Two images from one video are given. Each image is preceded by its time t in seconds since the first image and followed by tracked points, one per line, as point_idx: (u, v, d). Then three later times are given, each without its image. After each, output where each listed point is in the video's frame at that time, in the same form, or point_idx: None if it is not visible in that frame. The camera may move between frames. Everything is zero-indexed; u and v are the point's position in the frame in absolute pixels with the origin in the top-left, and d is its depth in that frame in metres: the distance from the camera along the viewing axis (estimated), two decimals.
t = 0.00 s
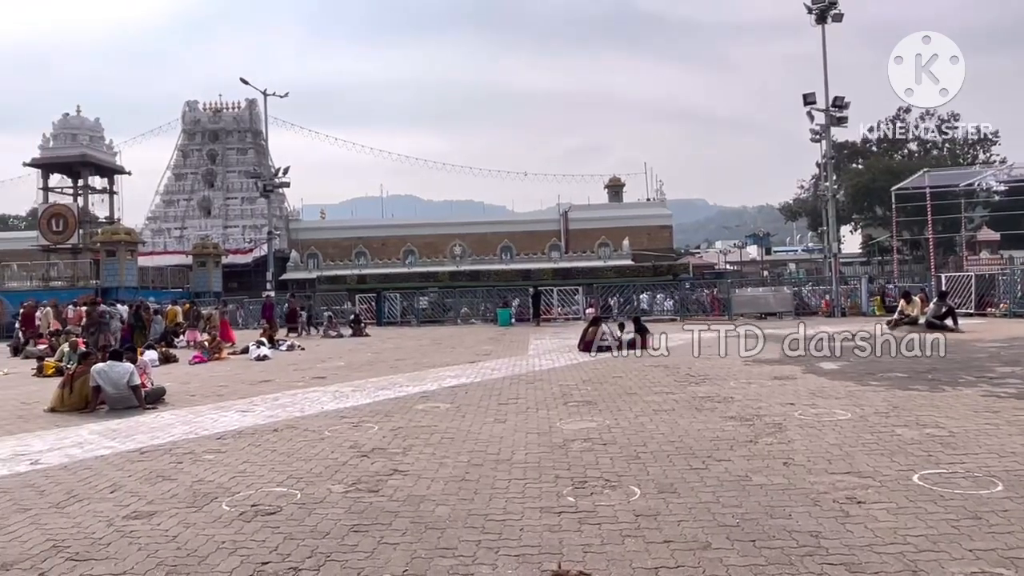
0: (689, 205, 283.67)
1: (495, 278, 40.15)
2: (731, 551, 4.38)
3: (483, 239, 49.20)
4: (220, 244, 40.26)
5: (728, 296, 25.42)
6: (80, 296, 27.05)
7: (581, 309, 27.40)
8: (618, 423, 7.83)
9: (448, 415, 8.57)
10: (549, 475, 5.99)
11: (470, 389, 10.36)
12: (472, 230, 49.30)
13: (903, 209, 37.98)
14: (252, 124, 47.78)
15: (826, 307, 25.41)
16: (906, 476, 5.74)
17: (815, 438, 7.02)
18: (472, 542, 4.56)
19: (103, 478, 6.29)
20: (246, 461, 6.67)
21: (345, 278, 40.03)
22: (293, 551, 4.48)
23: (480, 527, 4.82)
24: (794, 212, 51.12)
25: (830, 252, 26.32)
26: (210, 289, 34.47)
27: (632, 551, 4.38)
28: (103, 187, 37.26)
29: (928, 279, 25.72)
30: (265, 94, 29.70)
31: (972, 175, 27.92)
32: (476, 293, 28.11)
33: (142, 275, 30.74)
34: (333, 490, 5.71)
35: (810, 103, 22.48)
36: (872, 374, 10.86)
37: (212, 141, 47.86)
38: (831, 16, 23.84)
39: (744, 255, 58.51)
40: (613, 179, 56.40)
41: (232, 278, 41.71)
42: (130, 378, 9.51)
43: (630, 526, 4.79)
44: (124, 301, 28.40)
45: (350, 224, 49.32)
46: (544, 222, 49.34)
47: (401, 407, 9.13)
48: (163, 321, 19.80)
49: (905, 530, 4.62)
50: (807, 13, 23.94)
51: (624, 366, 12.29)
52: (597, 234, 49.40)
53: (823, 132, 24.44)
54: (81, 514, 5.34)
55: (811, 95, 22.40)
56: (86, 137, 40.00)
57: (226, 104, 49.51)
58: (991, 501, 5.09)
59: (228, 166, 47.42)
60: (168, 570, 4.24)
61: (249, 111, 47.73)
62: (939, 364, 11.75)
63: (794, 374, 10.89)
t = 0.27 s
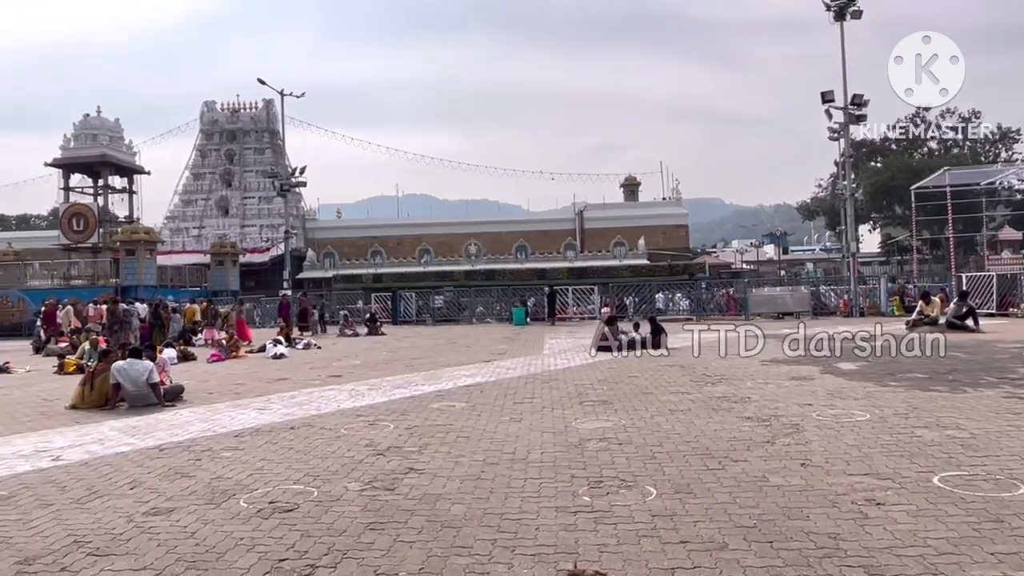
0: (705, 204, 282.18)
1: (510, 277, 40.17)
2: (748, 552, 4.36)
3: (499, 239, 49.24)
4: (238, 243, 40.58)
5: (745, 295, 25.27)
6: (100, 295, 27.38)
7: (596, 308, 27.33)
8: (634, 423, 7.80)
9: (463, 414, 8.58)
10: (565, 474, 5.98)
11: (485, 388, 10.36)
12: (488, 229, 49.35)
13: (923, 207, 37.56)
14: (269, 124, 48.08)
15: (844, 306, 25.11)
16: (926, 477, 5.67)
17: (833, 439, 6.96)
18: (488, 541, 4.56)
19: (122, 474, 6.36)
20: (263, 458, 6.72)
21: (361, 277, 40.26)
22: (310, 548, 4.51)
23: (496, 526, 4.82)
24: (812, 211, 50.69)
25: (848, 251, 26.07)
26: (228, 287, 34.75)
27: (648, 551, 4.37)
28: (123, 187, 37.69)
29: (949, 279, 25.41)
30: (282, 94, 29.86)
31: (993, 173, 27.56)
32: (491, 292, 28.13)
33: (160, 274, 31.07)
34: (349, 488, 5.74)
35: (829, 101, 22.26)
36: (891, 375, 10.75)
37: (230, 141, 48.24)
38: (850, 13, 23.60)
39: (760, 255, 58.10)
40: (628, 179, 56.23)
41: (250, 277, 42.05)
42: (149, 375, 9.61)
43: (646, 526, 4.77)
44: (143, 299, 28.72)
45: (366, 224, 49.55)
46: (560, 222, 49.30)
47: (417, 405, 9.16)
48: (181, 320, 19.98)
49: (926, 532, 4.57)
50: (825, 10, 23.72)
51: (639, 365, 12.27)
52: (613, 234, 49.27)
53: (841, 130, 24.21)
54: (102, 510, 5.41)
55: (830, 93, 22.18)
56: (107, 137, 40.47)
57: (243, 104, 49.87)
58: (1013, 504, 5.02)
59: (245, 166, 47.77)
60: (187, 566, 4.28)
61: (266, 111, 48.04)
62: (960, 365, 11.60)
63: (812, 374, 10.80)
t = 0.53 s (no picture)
0: (724, 203, 280.29)
1: (528, 276, 40.17)
2: (769, 553, 4.33)
3: (516, 238, 49.25)
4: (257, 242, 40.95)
5: (764, 295, 25.08)
6: (123, 293, 27.72)
7: (614, 307, 27.25)
8: (653, 422, 7.77)
9: (481, 413, 8.59)
10: (583, 474, 5.97)
11: (503, 387, 10.37)
12: (505, 228, 49.36)
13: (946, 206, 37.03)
14: (289, 124, 48.42)
15: (865, 306, 24.92)
16: (950, 480, 5.60)
17: (855, 440, 6.89)
18: (507, 539, 4.56)
19: (146, 470, 6.45)
20: (283, 455, 6.78)
21: (379, 276, 40.51)
22: (330, 545, 4.54)
23: (515, 525, 4.83)
24: (833, 210, 50.15)
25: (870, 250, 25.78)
26: (248, 286, 35.04)
27: (668, 551, 4.35)
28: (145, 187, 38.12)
29: (973, 279, 25.02)
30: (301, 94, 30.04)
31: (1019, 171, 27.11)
32: (509, 291, 28.15)
33: (182, 272, 31.41)
34: (368, 486, 5.77)
35: (850, 98, 22.01)
36: (913, 375, 10.61)
37: (250, 141, 48.66)
38: (872, 9, 23.33)
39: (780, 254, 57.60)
40: (646, 177, 55.99)
41: (269, 276, 42.42)
42: (172, 372, 9.72)
43: (665, 526, 4.75)
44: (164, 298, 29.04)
45: (384, 222, 49.77)
46: (578, 221, 49.21)
47: (435, 404, 9.18)
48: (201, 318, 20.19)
49: (950, 535, 4.51)
50: (847, 7, 23.46)
51: (657, 365, 12.21)
52: (631, 233, 49.09)
53: (863, 128, 23.93)
54: (126, 505, 5.48)
55: (851, 90, 21.93)
56: (129, 138, 40.97)
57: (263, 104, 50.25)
58: None
59: (265, 166, 48.15)
60: (209, 561, 4.33)
61: (286, 111, 48.38)
62: (984, 366, 11.43)
63: (833, 374, 10.69)
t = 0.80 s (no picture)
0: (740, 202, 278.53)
1: (543, 275, 40.14)
2: (788, 554, 4.30)
3: (531, 237, 49.23)
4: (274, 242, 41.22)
5: (781, 295, 24.90)
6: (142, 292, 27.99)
7: (630, 307, 27.17)
8: (669, 422, 7.74)
9: (497, 412, 8.60)
10: (600, 473, 5.96)
11: (518, 386, 10.37)
12: (520, 227, 49.36)
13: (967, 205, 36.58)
14: (305, 124, 48.68)
15: (884, 306, 24.67)
16: (972, 481, 5.53)
17: (874, 440, 6.83)
18: (524, 538, 4.57)
19: (165, 467, 6.51)
20: (301, 453, 6.82)
21: (394, 275, 40.66)
22: (347, 542, 4.56)
23: (532, 523, 4.82)
24: (850, 209, 49.69)
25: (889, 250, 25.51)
26: (264, 284, 35.26)
27: (685, 552, 4.33)
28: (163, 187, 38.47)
29: (994, 278, 24.70)
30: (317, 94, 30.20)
31: None
32: (524, 290, 28.15)
33: (199, 271, 31.69)
34: (385, 484, 5.79)
35: (869, 96, 21.79)
36: (933, 376, 10.49)
37: (267, 141, 48.98)
38: (891, 6, 23.10)
39: (797, 253, 57.16)
40: (662, 176, 55.76)
41: (286, 275, 42.70)
42: (190, 370, 9.81)
43: (682, 527, 4.73)
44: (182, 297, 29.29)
45: (399, 221, 49.90)
46: (592, 220, 49.11)
47: (451, 403, 9.20)
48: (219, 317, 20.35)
49: (972, 537, 4.45)
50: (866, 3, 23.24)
51: (673, 364, 12.15)
52: (646, 232, 48.91)
53: (881, 126, 23.70)
54: (146, 501, 5.54)
55: (869, 88, 21.72)
56: (148, 138, 41.38)
57: (279, 105, 50.55)
58: None
59: (281, 166, 48.45)
60: (229, 557, 4.37)
61: (302, 111, 48.63)
62: (1007, 367, 11.27)
63: (852, 375, 10.60)
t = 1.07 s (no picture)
0: (756, 201, 276.71)
1: (557, 274, 40.11)
2: (807, 555, 4.26)
3: (546, 236, 49.22)
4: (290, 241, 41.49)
5: (798, 295, 24.72)
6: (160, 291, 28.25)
7: (645, 306, 27.08)
8: (686, 422, 7.70)
9: (513, 411, 8.60)
10: (616, 473, 5.94)
11: (534, 385, 10.37)
12: (535, 227, 49.35)
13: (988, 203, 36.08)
14: (321, 124, 48.93)
15: (902, 306, 24.43)
16: (995, 484, 5.45)
17: (894, 442, 6.76)
18: (541, 538, 4.57)
19: (184, 464, 6.57)
20: (318, 451, 6.86)
21: (409, 275, 40.80)
22: (365, 540, 4.58)
23: (549, 523, 4.82)
24: (869, 208, 49.20)
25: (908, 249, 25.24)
26: (281, 284, 35.48)
27: (703, 552, 4.30)
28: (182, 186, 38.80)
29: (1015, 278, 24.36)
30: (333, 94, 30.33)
31: None
32: (540, 289, 28.13)
33: (217, 271, 31.96)
34: (402, 483, 5.80)
35: (888, 94, 21.54)
36: (954, 376, 10.37)
37: (283, 141, 49.29)
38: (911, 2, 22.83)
39: (815, 252, 56.72)
40: (677, 175, 55.50)
41: (302, 274, 42.96)
42: (208, 369, 9.89)
43: (700, 527, 4.70)
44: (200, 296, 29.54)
45: (415, 221, 50.02)
46: (608, 219, 48.99)
47: (467, 402, 9.21)
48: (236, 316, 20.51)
49: (995, 540, 4.39)
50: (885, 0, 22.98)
51: (690, 364, 12.10)
52: (662, 231, 48.72)
53: (901, 123, 23.43)
54: (166, 498, 5.59)
55: (888, 85, 21.47)
56: (166, 138, 41.76)
57: (296, 105, 50.83)
58: None
59: (298, 165, 48.73)
60: (248, 555, 4.39)
61: (318, 111, 48.89)
62: None
63: (871, 375, 10.49)
